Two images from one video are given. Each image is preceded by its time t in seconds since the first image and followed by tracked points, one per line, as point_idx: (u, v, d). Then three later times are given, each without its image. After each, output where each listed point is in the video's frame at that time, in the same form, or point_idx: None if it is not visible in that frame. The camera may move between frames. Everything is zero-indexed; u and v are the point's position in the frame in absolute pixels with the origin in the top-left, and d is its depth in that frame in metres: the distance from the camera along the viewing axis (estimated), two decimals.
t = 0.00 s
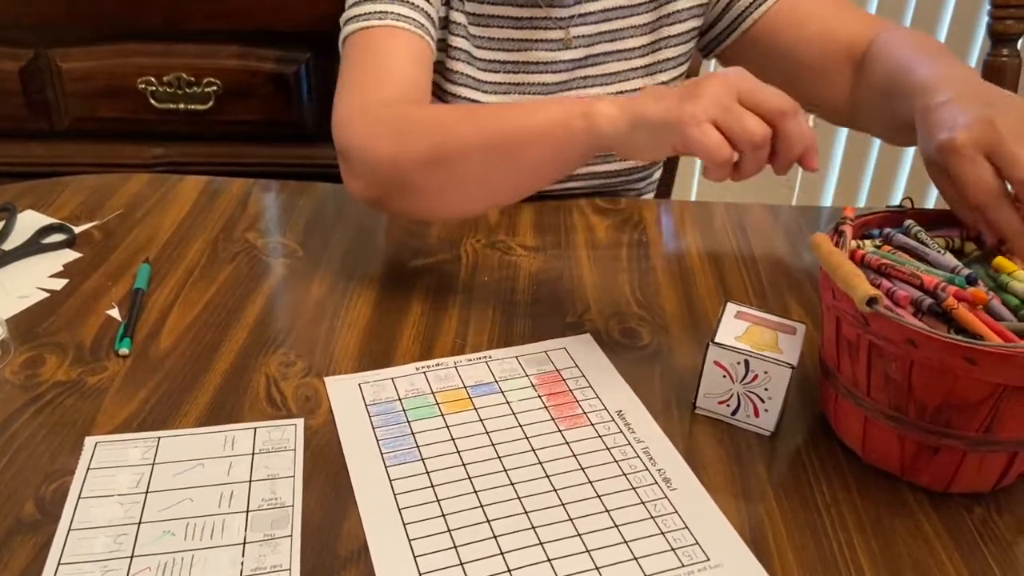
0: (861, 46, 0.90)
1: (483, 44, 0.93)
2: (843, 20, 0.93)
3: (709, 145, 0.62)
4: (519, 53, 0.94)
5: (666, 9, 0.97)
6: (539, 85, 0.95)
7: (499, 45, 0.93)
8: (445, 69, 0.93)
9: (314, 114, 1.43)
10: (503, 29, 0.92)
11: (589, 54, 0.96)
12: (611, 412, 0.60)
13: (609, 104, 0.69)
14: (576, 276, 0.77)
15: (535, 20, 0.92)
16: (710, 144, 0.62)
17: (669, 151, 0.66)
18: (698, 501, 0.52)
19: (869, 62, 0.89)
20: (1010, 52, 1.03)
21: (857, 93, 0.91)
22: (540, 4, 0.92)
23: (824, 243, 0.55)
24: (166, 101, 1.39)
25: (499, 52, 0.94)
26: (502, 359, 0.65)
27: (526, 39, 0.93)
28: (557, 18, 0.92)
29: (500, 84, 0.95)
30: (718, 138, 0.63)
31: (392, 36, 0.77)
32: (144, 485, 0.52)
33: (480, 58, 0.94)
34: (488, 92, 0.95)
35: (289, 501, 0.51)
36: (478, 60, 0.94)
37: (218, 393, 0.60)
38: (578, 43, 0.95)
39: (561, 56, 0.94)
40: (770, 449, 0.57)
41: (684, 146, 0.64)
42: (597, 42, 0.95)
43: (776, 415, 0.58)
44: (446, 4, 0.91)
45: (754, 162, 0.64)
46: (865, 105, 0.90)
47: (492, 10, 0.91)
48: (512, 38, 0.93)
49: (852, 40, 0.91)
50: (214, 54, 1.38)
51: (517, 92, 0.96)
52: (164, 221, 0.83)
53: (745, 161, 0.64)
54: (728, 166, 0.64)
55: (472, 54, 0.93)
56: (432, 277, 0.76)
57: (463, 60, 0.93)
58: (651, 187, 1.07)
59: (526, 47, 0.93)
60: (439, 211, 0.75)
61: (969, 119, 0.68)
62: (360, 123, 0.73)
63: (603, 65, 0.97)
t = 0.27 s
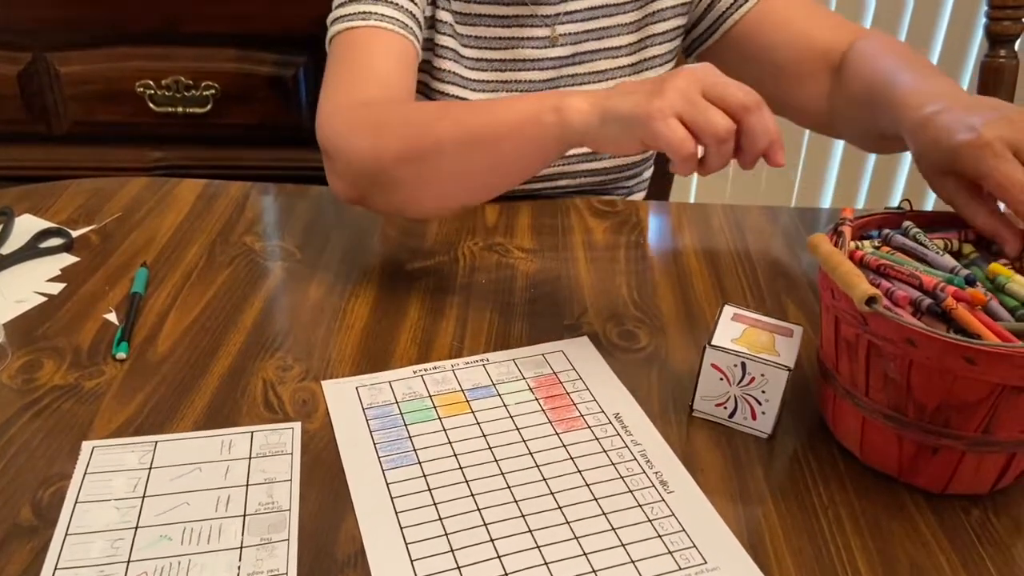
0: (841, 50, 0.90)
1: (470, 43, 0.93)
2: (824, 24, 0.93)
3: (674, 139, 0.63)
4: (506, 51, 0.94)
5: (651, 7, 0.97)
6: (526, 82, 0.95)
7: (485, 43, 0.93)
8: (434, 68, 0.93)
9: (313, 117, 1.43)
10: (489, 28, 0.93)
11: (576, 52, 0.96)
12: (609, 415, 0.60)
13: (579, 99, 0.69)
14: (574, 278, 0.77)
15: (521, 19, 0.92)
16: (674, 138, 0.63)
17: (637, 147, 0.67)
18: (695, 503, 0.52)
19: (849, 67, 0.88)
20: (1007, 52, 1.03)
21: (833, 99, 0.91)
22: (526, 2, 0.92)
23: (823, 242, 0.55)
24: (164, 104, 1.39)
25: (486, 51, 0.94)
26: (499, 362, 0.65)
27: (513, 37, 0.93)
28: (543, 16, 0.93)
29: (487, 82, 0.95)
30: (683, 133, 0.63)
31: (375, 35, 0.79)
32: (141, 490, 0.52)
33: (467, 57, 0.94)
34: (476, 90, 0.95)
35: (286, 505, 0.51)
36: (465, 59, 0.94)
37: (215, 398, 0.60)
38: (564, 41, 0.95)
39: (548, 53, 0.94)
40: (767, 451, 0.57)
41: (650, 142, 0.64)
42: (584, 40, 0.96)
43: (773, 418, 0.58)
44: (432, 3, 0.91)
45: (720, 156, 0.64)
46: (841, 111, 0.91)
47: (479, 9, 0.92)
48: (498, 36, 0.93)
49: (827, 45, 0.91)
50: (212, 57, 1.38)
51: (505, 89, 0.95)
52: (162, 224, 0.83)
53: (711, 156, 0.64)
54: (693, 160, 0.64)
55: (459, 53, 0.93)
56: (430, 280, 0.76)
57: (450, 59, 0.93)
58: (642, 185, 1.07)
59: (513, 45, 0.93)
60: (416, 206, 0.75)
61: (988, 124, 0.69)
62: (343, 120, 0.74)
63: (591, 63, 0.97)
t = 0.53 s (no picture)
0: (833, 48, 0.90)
1: (460, 45, 0.94)
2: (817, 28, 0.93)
3: (640, 134, 0.63)
4: (495, 52, 0.94)
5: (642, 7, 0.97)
6: (516, 83, 0.95)
7: (474, 44, 0.94)
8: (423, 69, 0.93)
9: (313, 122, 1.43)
10: (478, 29, 0.93)
11: (566, 53, 0.96)
12: (610, 422, 0.60)
13: (551, 95, 0.70)
14: (575, 284, 0.77)
15: (509, 19, 0.93)
16: (639, 134, 0.63)
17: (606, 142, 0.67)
18: (697, 511, 0.52)
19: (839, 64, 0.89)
20: (1008, 56, 1.03)
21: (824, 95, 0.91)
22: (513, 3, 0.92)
23: (823, 248, 0.55)
24: (164, 110, 1.39)
25: (476, 52, 0.94)
26: (500, 369, 0.65)
27: (502, 38, 0.93)
28: (531, 16, 0.93)
29: (477, 82, 0.95)
30: (648, 128, 0.63)
31: (363, 35, 0.80)
32: (142, 500, 0.52)
33: (457, 58, 0.94)
34: (467, 91, 0.95)
35: (287, 514, 0.51)
36: (455, 60, 0.94)
37: (216, 406, 0.60)
38: (553, 42, 0.95)
39: (537, 54, 0.95)
40: (769, 459, 0.57)
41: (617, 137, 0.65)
42: (574, 41, 0.95)
43: (774, 425, 0.58)
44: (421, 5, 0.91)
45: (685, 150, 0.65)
46: (830, 108, 0.91)
47: (468, 11, 0.92)
48: (488, 37, 0.93)
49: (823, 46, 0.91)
50: (212, 62, 1.38)
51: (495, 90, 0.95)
52: (162, 231, 0.83)
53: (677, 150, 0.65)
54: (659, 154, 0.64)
55: (449, 54, 0.93)
56: (430, 286, 0.76)
57: (439, 60, 0.93)
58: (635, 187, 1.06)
59: (503, 46, 0.94)
60: (396, 201, 0.77)
61: (975, 143, 0.69)
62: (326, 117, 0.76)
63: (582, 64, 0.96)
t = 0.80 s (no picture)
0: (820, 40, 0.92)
1: (455, 46, 0.93)
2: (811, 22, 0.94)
3: (614, 138, 0.64)
4: (491, 53, 0.94)
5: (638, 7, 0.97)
6: (511, 83, 0.95)
7: (469, 45, 0.93)
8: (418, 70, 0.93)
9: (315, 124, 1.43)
10: (473, 30, 0.93)
11: (562, 53, 0.95)
12: (614, 423, 0.60)
13: (532, 99, 0.71)
14: (579, 285, 0.77)
15: (504, 20, 0.93)
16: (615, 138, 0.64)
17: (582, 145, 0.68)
18: (702, 512, 0.52)
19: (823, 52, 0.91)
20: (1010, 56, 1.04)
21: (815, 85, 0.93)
22: (508, 4, 0.92)
23: (827, 248, 0.55)
24: (167, 112, 1.39)
25: (471, 53, 0.94)
26: (504, 370, 0.65)
27: (496, 39, 0.93)
28: (526, 17, 0.93)
29: (473, 82, 0.94)
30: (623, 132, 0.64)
31: (355, 37, 0.80)
32: (147, 501, 0.52)
33: (452, 58, 0.94)
34: (463, 91, 0.94)
35: (291, 515, 0.51)
36: (450, 60, 0.94)
37: (219, 407, 0.60)
38: (549, 42, 0.95)
39: (533, 54, 0.94)
40: (774, 459, 0.57)
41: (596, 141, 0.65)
42: (570, 41, 0.95)
43: (780, 425, 0.57)
44: (415, 7, 0.91)
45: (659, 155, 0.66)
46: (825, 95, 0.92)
47: (463, 11, 0.92)
48: (483, 38, 0.93)
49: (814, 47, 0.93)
50: (215, 64, 1.38)
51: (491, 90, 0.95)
52: (166, 233, 0.83)
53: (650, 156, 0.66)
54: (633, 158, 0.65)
55: (444, 55, 0.93)
56: (433, 287, 0.76)
57: (434, 61, 0.93)
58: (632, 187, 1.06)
59: (498, 47, 0.94)
60: (387, 201, 0.77)
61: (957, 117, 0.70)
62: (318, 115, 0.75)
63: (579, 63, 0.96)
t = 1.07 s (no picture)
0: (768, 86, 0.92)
1: (449, 56, 0.94)
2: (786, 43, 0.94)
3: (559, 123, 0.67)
4: (485, 62, 0.94)
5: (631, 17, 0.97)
6: (506, 92, 0.95)
7: (463, 55, 0.94)
8: (413, 81, 0.94)
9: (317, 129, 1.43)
10: (467, 40, 0.94)
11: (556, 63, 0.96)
12: (615, 428, 0.60)
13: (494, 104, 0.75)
14: (579, 290, 0.78)
15: (497, 31, 0.94)
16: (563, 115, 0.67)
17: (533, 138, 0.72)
18: (701, 517, 0.53)
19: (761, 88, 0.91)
20: (1009, 60, 1.04)
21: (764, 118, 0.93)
22: (500, 14, 0.93)
23: (824, 256, 0.55)
24: (170, 117, 1.40)
25: (466, 62, 0.94)
26: (505, 375, 0.66)
27: (489, 49, 0.94)
28: (519, 26, 0.94)
29: (469, 92, 0.95)
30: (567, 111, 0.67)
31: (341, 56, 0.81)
32: (152, 507, 0.52)
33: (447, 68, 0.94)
34: (457, 100, 0.95)
35: (295, 521, 0.51)
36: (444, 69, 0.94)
37: (223, 413, 0.60)
38: (542, 52, 0.95)
39: (526, 63, 0.95)
40: (773, 463, 0.57)
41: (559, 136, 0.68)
42: (564, 50, 0.96)
43: (778, 430, 0.58)
44: (406, 21, 0.92)
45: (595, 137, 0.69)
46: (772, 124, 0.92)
47: (456, 22, 0.93)
48: (477, 48, 0.94)
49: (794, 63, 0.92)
50: (218, 70, 1.39)
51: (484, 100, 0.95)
52: (170, 239, 0.84)
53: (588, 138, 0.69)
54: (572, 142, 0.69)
55: (438, 66, 0.94)
56: (434, 293, 0.76)
57: (429, 71, 0.94)
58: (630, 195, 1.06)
59: (492, 57, 0.94)
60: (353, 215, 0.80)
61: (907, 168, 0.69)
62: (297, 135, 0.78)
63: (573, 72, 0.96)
